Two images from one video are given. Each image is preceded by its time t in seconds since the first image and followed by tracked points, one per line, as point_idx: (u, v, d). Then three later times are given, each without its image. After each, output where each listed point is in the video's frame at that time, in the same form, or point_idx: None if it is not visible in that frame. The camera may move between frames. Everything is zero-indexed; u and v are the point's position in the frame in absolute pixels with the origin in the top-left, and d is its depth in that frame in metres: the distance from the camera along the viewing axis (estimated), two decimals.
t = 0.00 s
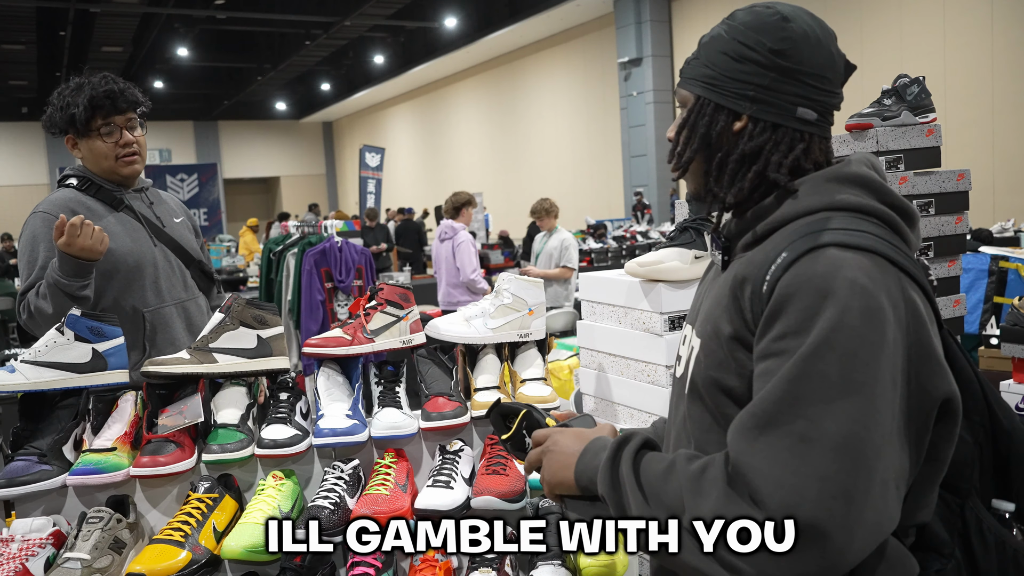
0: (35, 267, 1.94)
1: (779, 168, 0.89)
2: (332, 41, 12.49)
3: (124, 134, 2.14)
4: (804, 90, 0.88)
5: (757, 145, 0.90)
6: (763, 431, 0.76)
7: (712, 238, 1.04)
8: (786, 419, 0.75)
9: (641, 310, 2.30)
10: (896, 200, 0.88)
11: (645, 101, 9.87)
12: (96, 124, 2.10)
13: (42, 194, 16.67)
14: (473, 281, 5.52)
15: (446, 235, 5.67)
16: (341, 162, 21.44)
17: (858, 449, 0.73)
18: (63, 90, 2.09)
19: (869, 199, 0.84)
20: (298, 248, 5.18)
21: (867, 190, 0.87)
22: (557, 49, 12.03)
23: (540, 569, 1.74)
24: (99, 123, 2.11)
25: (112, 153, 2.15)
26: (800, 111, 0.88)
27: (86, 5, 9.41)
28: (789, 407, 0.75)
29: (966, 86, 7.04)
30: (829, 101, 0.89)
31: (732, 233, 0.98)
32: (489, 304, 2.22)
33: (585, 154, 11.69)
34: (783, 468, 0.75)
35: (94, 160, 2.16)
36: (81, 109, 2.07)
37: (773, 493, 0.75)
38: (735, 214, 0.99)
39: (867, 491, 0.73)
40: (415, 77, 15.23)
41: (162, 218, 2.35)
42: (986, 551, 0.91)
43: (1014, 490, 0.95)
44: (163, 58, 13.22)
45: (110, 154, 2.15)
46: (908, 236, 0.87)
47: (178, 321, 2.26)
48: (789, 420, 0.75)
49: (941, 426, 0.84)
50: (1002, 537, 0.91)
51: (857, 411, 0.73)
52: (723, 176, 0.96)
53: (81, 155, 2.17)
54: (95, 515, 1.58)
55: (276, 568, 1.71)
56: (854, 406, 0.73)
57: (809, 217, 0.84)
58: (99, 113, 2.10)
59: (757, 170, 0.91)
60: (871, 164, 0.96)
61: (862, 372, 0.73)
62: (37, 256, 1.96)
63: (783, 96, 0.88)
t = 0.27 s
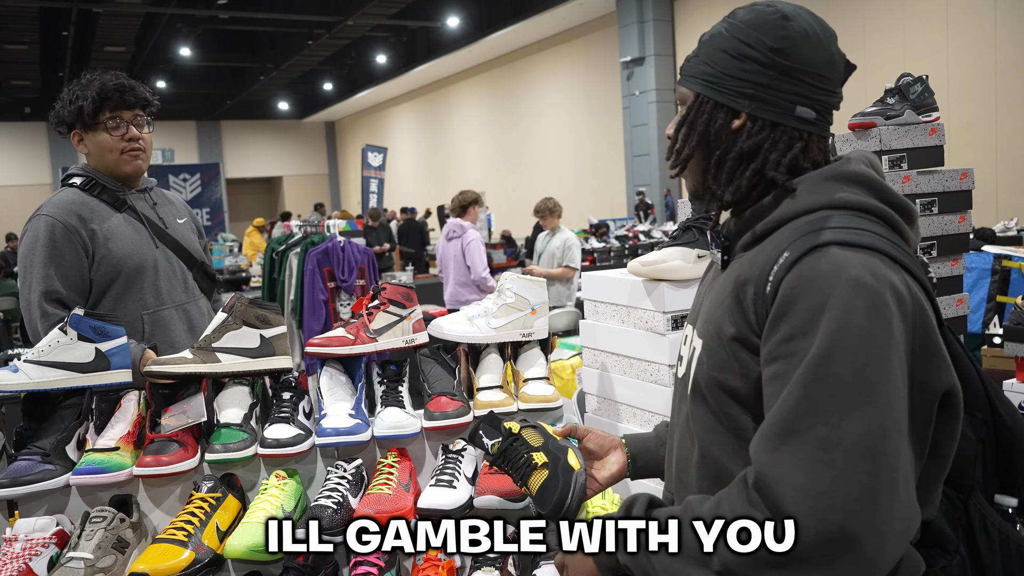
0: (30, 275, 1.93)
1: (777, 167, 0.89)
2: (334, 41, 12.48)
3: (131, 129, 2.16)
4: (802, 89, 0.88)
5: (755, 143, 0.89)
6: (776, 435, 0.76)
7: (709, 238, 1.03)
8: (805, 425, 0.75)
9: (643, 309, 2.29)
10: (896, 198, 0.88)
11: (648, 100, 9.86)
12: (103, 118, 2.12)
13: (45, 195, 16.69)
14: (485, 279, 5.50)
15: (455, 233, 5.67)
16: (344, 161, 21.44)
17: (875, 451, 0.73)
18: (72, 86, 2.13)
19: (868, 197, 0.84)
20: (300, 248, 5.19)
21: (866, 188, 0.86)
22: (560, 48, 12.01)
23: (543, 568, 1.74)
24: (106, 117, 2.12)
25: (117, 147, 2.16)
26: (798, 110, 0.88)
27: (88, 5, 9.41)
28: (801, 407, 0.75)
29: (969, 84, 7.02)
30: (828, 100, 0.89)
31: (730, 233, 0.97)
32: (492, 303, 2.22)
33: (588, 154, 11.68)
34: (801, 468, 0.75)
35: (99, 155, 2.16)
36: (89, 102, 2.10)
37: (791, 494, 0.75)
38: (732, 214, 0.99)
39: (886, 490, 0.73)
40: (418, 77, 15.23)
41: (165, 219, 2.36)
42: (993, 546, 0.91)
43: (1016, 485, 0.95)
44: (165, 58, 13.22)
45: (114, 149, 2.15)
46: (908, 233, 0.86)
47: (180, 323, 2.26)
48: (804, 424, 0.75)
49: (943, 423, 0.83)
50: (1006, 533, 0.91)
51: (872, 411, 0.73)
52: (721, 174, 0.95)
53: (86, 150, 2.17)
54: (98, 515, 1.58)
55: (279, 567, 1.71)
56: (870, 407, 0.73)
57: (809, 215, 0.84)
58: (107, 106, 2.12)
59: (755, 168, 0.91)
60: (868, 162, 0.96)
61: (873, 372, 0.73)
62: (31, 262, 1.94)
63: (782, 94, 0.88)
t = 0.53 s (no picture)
0: (34, 272, 1.92)
1: (777, 168, 0.89)
2: (335, 41, 12.49)
3: (134, 130, 2.17)
4: (805, 89, 0.87)
5: (757, 142, 0.90)
6: (779, 437, 0.77)
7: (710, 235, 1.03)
8: (810, 429, 0.75)
9: (644, 309, 2.29)
10: (895, 199, 0.88)
11: (648, 100, 9.85)
12: (107, 117, 2.13)
13: (46, 195, 16.71)
14: (489, 280, 5.51)
15: (460, 233, 5.66)
16: (344, 161, 21.44)
17: (879, 454, 0.73)
18: (76, 86, 2.13)
19: (868, 199, 0.84)
20: (301, 248, 5.20)
21: (866, 189, 0.86)
22: (561, 48, 12.01)
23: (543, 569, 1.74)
24: (110, 117, 2.13)
25: (120, 147, 2.16)
26: (800, 111, 0.88)
27: (89, 5, 9.43)
28: (803, 411, 0.75)
29: (969, 84, 7.01)
30: (831, 103, 0.89)
31: (730, 233, 0.98)
32: (492, 303, 2.22)
33: (588, 153, 11.68)
34: (805, 471, 0.75)
35: (101, 155, 2.17)
36: (93, 101, 2.10)
37: (795, 496, 0.76)
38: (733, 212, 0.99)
39: (892, 492, 0.74)
40: (418, 77, 15.23)
41: (165, 220, 2.36)
42: (992, 546, 0.91)
43: (1017, 484, 0.95)
44: (166, 58, 13.23)
45: (117, 149, 2.16)
46: (907, 235, 0.87)
47: (181, 324, 2.26)
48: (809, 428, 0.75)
49: (942, 421, 0.83)
50: (1005, 534, 0.92)
51: (875, 414, 0.73)
52: (721, 171, 0.96)
53: (89, 150, 2.17)
54: (99, 515, 1.58)
55: (280, 568, 1.71)
56: (873, 410, 0.73)
57: (809, 217, 0.84)
58: (110, 106, 2.13)
59: (755, 168, 0.91)
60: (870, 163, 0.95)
61: (874, 375, 0.74)
62: (34, 260, 1.94)
63: (785, 94, 0.87)
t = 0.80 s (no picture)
0: (42, 274, 1.92)
1: (788, 163, 0.89)
2: (337, 42, 12.51)
3: (141, 130, 2.17)
4: (814, 85, 0.87)
5: (766, 138, 0.89)
6: (782, 440, 0.77)
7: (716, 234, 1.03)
8: (814, 434, 0.75)
9: (646, 309, 2.30)
10: (897, 199, 0.87)
11: (650, 100, 9.84)
12: (114, 118, 2.14)
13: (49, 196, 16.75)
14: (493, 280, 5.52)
15: (465, 233, 5.65)
16: (347, 162, 21.46)
17: (882, 457, 0.74)
18: (83, 86, 2.13)
19: (871, 199, 0.84)
20: (304, 249, 5.21)
21: (870, 189, 0.86)
22: (563, 49, 12.00)
23: (546, 569, 1.74)
24: (117, 117, 2.14)
25: (126, 148, 2.17)
26: (809, 106, 0.88)
27: (92, 6, 9.45)
28: (806, 415, 0.76)
29: (972, 84, 7.00)
30: (838, 97, 0.89)
31: (737, 231, 0.98)
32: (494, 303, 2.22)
33: (591, 154, 11.68)
34: (809, 474, 0.76)
35: (108, 156, 2.17)
36: (101, 102, 2.11)
37: (799, 499, 0.76)
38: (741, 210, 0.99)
39: (897, 494, 0.74)
40: (420, 78, 15.23)
41: (169, 221, 2.37)
42: (996, 545, 0.91)
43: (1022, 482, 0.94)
44: (168, 59, 13.25)
45: (125, 149, 2.17)
46: (912, 234, 0.86)
47: (188, 323, 2.27)
48: (811, 434, 0.76)
49: (946, 421, 0.83)
50: (1011, 532, 0.91)
51: (879, 418, 0.74)
52: (731, 168, 0.96)
53: (94, 150, 2.18)
54: (102, 515, 1.59)
55: (283, 567, 1.71)
56: (877, 413, 0.74)
57: (813, 217, 0.84)
58: (119, 106, 2.14)
59: (765, 164, 0.91)
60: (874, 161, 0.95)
61: (875, 379, 0.74)
62: (42, 260, 1.94)
63: (793, 90, 0.87)
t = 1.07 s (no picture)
0: (44, 272, 1.92)
1: (779, 165, 0.89)
2: (339, 41, 12.53)
3: (143, 129, 2.18)
4: (810, 89, 0.87)
5: (760, 139, 0.90)
6: (792, 440, 0.77)
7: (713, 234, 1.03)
8: (824, 436, 0.75)
9: (647, 309, 2.30)
10: (893, 201, 0.88)
11: (652, 100, 9.84)
12: (118, 117, 2.14)
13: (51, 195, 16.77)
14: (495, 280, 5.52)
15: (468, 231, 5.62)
16: (349, 162, 21.48)
17: (894, 453, 0.73)
18: (85, 85, 2.13)
19: (868, 199, 0.84)
20: (306, 248, 5.21)
21: (865, 191, 0.86)
22: (565, 49, 12.00)
23: (546, 569, 1.74)
24: (121, 117, 2.14)
25: (129, 147, 2.17)
26: (804, 109, 0.88)
27: (95, 6, 9.47)
28: (815, 414, 0.76)
29: (975, 84, 6.98)
30: (833, 101, 0.89)
31: (733, 232, 0.98)
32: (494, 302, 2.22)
33: (592, 153, 11.68)
34: (822, 471, 0.76)
35: (110, 154, 2.17)
36: (105, 100, 2.11)
37: (815, 497, 0.76)
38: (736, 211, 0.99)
39: (911, 489, 0.74)
40: (422, 77, 15.24)
41: (169, 220, 2.37)
42: (992, 539, 0.91)
43: (1015, 475, 0.95)
44: (171, 58, 13.27)
45: (127, 147, 2.17)
46: (906, 236, 0.87)
47: (189, 323, 2.27)
48: (824, 434, 0.76)
49: (943, 417, 0.83)
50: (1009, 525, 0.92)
51: (888, 415, 0.74)
52: (727, 166, 0.95)
53: (96, 149, 2.18)
54: (103, 514, 1.59)
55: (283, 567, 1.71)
56: (885, 409, 0.74)
57: (811, 218, 0.84)
58: (122, 105, 2.14)
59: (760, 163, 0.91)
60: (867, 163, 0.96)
61: (881, 374, 0.74)
62: (44, 260, 1.94)
63: (789, 93, 0.87)
